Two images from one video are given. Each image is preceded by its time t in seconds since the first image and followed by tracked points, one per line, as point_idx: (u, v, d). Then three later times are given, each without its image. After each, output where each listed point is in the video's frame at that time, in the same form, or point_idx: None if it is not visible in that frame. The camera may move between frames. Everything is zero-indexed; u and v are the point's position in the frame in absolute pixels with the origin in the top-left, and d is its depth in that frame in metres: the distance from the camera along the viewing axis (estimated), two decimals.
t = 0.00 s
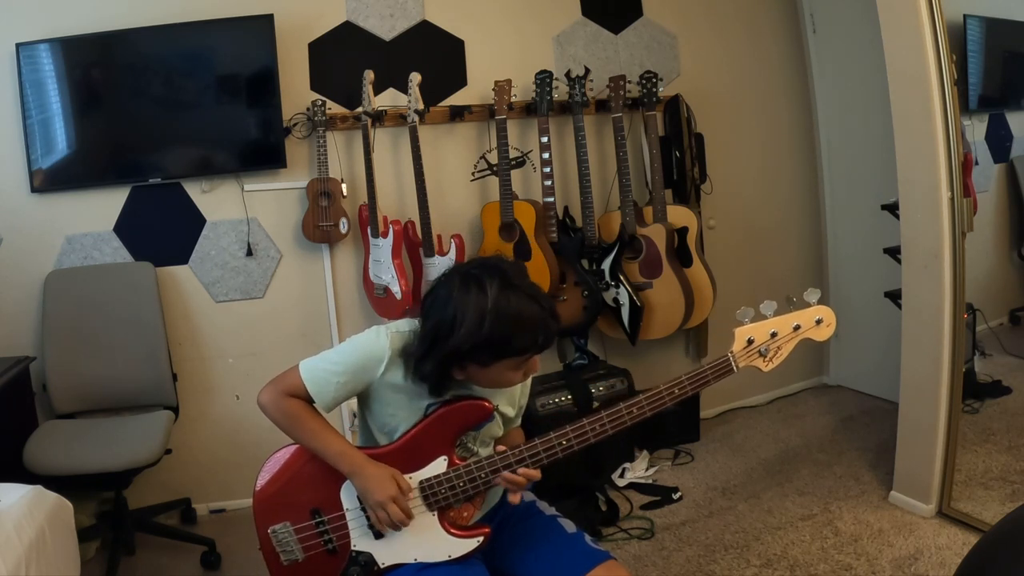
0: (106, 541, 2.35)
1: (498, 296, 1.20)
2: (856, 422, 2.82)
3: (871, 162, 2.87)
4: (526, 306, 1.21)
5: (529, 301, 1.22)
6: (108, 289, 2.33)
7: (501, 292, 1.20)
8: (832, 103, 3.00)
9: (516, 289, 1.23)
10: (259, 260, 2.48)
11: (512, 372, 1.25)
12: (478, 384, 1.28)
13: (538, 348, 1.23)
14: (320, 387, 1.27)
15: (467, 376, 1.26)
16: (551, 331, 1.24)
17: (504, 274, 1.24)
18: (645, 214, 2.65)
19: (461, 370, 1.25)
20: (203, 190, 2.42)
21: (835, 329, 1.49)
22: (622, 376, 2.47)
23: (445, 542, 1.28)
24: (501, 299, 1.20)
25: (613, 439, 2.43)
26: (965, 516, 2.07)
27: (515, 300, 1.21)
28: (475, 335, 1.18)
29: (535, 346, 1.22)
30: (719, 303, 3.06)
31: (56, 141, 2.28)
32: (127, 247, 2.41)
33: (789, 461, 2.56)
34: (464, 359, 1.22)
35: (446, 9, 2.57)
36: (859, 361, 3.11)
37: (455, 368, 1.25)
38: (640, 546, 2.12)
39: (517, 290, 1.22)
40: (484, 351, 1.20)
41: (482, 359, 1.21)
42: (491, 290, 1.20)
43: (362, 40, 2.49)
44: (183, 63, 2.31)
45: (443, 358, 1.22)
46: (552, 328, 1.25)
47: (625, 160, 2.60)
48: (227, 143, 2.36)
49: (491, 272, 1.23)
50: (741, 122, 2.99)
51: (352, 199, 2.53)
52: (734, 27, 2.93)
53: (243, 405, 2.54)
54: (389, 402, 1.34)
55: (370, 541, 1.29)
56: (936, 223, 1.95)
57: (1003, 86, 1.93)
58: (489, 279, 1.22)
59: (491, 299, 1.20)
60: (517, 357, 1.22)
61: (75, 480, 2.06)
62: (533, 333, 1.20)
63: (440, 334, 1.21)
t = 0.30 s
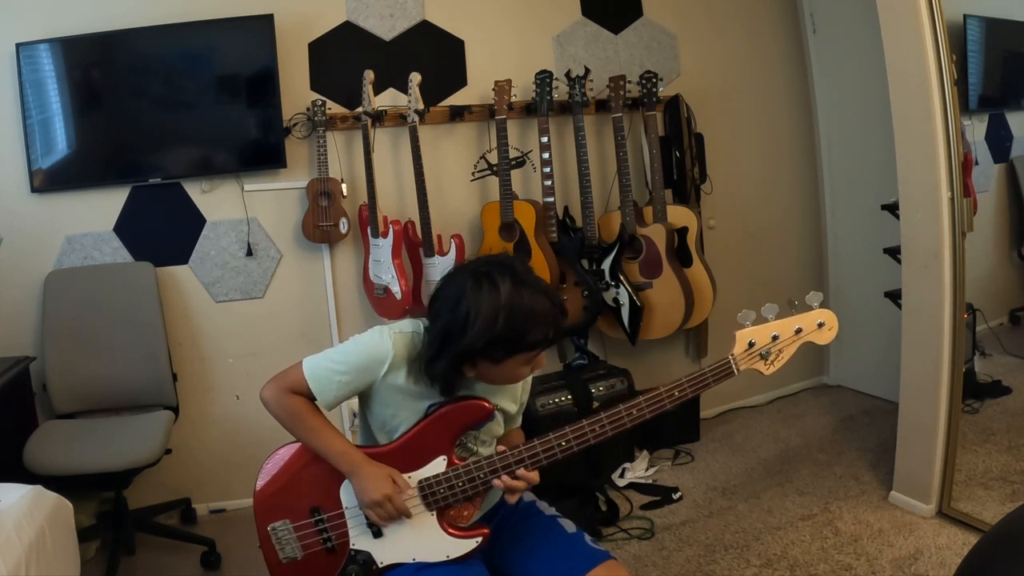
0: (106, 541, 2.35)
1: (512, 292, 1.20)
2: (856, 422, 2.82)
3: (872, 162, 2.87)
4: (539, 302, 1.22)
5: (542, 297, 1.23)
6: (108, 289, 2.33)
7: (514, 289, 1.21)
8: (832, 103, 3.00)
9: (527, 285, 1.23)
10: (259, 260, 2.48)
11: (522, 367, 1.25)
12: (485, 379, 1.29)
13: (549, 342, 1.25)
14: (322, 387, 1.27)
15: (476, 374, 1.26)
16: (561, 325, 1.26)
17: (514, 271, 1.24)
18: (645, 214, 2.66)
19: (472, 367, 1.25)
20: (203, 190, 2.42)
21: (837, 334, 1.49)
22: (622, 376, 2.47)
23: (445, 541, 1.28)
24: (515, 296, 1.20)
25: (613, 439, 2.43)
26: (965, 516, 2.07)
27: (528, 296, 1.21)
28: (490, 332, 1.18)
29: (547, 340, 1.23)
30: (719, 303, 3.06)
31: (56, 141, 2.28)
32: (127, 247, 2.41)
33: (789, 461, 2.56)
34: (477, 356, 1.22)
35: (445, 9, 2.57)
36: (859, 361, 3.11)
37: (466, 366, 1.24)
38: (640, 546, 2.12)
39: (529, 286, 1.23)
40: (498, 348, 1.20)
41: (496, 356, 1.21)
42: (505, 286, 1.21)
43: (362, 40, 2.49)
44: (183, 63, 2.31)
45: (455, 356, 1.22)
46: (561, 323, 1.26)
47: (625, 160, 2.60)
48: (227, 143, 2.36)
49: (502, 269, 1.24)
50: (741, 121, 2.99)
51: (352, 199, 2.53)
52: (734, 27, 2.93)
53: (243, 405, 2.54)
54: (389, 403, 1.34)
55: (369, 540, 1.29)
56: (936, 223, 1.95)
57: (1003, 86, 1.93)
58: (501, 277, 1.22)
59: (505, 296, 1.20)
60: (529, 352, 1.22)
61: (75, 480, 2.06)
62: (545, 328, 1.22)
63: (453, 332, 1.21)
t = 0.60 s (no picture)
0: (106, 541, 2.35)
1: (517, 284, 1.21)
2: (856, 422, 2.82)
3: (872, 162, 2.87)
4: (543, 293, 1.22)
5: (546, 289, 1.23)
6: (108, 289, 2.33)
7: (519, 280, 1.21)
8: (832, 103, 3.00)
9: (531, 278, 1.24)
10: (259, 260, 2.48)
11: (527, 360, 1.25)
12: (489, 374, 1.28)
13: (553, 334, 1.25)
14: (324, 384, 1.27)
15: (481, 369, 1.26)
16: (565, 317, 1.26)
17: (518, 264, 1.25)
18: (645, 214, 2.66)
19: (479, 362, 1.24)
20: (203, 190, 2.42)
21: (840, 335, 1.47)
22: (622, 376, 2.47)
23: (443, 541, 1.27)
24: (521, 288, 1.20)
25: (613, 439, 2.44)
26: (965, 516, 2.07)
27: (533, 288, 1.22)
28: (498, 324, 1.18)
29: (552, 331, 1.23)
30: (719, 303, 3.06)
31: (56, 141, 2.28)
32: (127, 247, 2.41)
33: (789, 461, 2.56)
34: (484, 349, 1.21)
35: (445, 9, 2.57)
36: (859, 361, 3.11)
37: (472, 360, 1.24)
38: (640, 546, 2.12)
39: (533, 279, 1.23)
40: (505, 340, 1.19)
41: (502, 348, 1.21)
42: (510, 279, 1.21)
43: (362, 40, 2.49)
44: (183, 64, 2.31)
45: (462, 349, 1.21)
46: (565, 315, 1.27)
47: (625, 160, 2.60)
48: (227, 143, 2.36)
49: (506, 262, 1.24)
50: (742, 121, 2.99)
51: (352, 199, 2.53)
52: (734, 27, 2.93)
53: (243, 405, 2.54)
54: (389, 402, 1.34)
55: (368, 539, 1.28)
56: (936, 223, 1.95)
57: (1003, 86, 1.93)
58: (506, 270, 1.22)
59: (511, 289, 1.20)
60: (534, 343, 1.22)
61: (75, 480, 2.06)
62: (549, 319, 1.22)
63: (460, 326, 1.20)
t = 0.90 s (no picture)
0: (106, 541, 2.35)
1: (509, 274, 1.21)
2: (856, 422, 2.82)
3: (872, 162, 2.87)
4: (535, 283, 1.22)
5: (536, 279, 1.24)
6: (108, 289, 2.33)
7: (510, 270, 1.21)
8: (832, 103, 3.00)
9: (523, 268, 1.24)
10: (259, 260, 2.48)
11: (521, 352, 1.24)
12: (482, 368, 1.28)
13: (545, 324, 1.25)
14: (321, 383, 1.27)
15: (475, 361, 1.26)
16: (556, 308, 1.26)
17: (510, 254, 1.25)
18: (645, 214, 2.66)
19: (473, 354, 1.24)
20: (203, 190, 2.42)
21: (834, 330, 1.45)
22: (622, 376, 2.47)
23: (439, 541, 1.27)
24: (512, 278, 1.20)
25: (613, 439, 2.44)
26: (965, 516, 2.07)
27: (525, 278, 1.22)
28: (489, 313, 1.18)
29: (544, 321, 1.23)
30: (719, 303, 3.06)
31: (56, 141, 2.28)
32: (127, 247, 2.41)
33: (789, 461, 2.56)
34: (475, 339, 1.21)
35: (445, 9, 2.57)
36: (859, 361, 3.11)
37: (466, 351, 1.24)
38: (639, 546, 2.12)
39: (525, 269, 1.23)
40: (497, 328, 1.20)
41: (495, 338, 1.21)
42: (502, 268, 1.21)
43: (361, 40, 2.49)
44: (183, 64, 2.31)
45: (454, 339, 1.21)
46: (557, 306, 1.27)
47: (625, 160, 2.60)
48: (227, 143, 2.36)
49: (499, 253, 1.24)
50: (742, 121, 2.99)
51: (352, 199, 2.54)
52: (734, 27, 2.93)
53: (243, 405, 2.54)
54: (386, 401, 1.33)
55: (365, 539, 1.28)
56: (936, 223, 1.95)
57: (1003, 86, 1.93)
58: (498, 260, 1.22)
59: (503, 280, 1.20)
60: (526, 333, 1.22)
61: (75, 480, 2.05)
62: (541, 309, 1.22)
63: (453, 316, 1.21)
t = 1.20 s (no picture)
0: (106, 541, 2.35)
1: (451, 234, 1.23)
2: (856, 422, 2.82)
3: (872, 162, 2.87)
4: (470, 246, 1.20)
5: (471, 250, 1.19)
6: (108, 289, 2.33)
7: (456, 232, 1.23)
8: (832, 103, 3.00)
9: (473, 235, 1.23)
10: (259, 260, 2.48)
11: (444, 316, 1.20)
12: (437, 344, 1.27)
13: (462, 298, 1.17)
14: (317, 381, 1.28)
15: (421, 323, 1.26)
16: (482, 288, 1.17)
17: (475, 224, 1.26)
18: (645, 215, 2.66)
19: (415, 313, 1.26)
20: (203, 191, 2.42)
21: (826, 321, 1.47)
22: (623, 376, 2.48)
23: (440, 538, 1.26)
24: (453, 239, 1.21)
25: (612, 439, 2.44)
26: (965, 516, 2.07)
27: (462, 240, 1.21)
28: (418, 262, 1.23)
29: (457, 290, 1.16)
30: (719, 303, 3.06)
31: (56, 141, 2.28)
32: (127, 247, 2.41)
33: (789, 461, 2.56)
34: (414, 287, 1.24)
35: (445, 9, 2.57)
36: (859, 361, 3.11)
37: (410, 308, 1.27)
38: (640, 546, 2.12)
39: (473, 235, 1.22)
40: (421, 280, 1.21)
41: (421, 290, 1.21)
42: (450, 229, 1.24)
43: (361, 40, 2.49)
44: (183, 64, 2.31)
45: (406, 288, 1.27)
46: (488, 288, 1.17)
47: (625, 160, 2.60)
48: (227, 143, 2.36)
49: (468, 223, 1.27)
50: (742, 121, 2.99)
51: (352, 199, 2.54)
52: (734, 28, 2.93)
53: (243, 405, 2.54)
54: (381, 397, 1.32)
55: (364, 536, 1.28)
56: (936, 224, 1.95)
57: (1003, 86, 1.93)
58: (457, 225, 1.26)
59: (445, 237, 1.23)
60: (441, 297, 1.18)
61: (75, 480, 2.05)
62: (458, 274, 1.17)
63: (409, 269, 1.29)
